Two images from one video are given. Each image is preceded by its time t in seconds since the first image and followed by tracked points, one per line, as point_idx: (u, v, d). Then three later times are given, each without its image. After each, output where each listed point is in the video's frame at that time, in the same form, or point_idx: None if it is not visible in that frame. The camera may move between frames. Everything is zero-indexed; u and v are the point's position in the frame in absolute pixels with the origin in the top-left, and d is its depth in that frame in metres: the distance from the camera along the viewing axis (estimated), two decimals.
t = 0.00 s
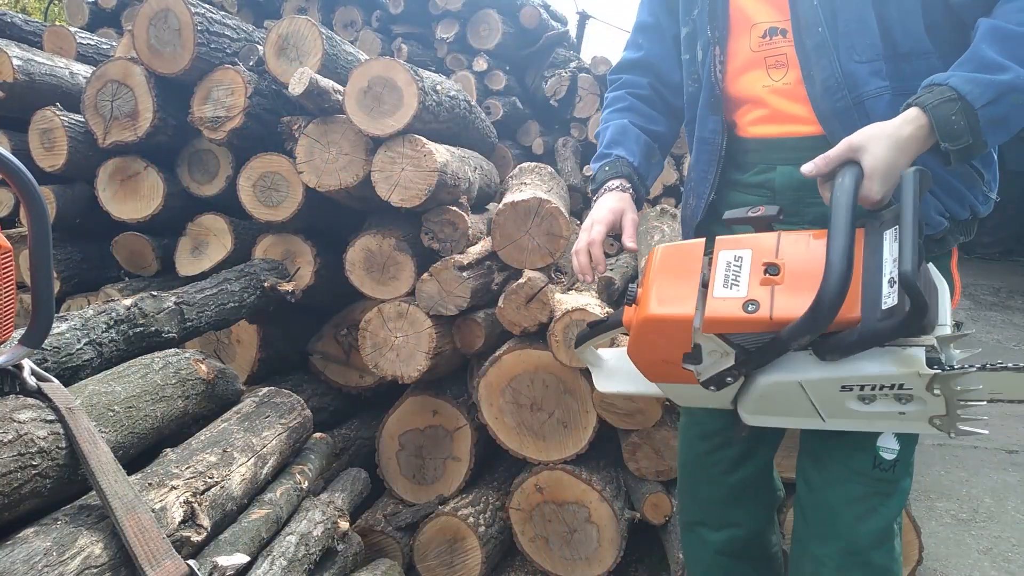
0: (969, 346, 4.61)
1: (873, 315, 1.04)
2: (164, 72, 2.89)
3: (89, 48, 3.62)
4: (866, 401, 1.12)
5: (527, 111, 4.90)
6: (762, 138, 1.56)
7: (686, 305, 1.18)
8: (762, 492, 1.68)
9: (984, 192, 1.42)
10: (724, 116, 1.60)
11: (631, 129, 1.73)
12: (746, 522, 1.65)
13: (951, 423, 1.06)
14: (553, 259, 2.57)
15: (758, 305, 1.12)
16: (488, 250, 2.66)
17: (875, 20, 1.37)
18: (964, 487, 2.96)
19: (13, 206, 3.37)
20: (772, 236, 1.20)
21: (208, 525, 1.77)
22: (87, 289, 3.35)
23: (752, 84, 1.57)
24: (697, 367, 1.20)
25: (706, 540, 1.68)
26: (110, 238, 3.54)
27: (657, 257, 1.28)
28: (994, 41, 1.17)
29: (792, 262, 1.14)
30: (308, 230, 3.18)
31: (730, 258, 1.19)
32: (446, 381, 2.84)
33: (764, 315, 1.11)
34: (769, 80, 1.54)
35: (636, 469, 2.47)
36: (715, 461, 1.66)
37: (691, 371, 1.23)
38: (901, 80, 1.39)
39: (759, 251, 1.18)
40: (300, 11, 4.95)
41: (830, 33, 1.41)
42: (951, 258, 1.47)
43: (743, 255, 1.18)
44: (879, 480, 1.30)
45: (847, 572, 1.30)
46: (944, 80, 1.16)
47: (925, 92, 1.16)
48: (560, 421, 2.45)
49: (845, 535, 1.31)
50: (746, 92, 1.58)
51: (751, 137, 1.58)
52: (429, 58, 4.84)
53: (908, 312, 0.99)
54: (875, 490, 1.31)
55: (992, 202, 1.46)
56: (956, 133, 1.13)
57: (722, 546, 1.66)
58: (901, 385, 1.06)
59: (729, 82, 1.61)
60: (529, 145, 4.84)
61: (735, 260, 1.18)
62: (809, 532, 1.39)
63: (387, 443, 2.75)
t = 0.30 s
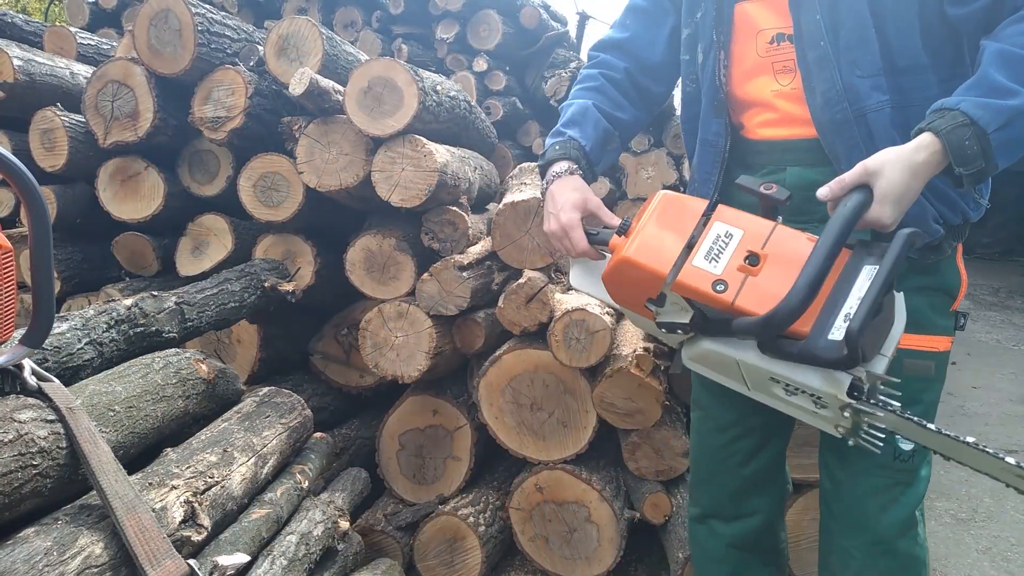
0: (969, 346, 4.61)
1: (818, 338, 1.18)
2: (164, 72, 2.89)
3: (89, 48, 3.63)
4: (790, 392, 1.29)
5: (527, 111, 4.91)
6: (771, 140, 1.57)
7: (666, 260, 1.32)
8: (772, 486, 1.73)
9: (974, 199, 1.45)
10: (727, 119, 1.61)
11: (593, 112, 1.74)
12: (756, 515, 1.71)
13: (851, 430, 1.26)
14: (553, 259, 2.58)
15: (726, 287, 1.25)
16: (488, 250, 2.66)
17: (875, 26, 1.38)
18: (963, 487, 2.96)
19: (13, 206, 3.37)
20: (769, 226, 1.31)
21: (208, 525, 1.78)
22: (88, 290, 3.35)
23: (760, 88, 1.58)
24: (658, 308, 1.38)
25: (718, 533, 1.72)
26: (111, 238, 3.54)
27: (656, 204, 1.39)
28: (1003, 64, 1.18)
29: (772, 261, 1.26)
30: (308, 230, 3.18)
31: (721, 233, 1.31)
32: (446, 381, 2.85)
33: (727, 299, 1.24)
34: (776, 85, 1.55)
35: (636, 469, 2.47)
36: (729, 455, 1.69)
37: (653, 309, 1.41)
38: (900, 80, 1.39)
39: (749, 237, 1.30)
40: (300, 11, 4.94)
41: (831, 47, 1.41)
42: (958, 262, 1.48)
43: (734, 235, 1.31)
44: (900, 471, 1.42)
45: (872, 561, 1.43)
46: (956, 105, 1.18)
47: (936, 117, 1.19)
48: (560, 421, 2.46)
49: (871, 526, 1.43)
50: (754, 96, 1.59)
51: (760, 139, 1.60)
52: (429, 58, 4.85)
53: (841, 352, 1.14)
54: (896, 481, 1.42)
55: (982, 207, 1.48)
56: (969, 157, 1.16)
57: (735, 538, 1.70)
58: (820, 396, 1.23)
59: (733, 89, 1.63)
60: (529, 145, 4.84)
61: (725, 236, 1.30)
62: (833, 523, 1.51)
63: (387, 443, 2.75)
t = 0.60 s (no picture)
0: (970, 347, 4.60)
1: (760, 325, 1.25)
2: (163, 71, 2.88)
3: (88, 48, 3.62)
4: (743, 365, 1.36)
5: (527, 111, 4.90)
6: (787, 135, 1.62)
7: (664, 205, 1.42)
8: (780, 490, 1.72)
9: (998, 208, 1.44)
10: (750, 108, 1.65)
11: (616, 66, 1.84)
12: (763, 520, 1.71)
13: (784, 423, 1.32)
14: (553, 259, 2.57)
15: (704, 247, 1.35)
16: (488, 250, 2.65)
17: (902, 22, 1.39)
18: (965, 487, 2.96)
19: (13, 206, 3.37)
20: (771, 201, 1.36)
21: (208, 525, 1.77)
22: (87, 290, 3.34)
23: (778, 79, 1.61)
24: (653, 248, 1.50)
25: (723, 536, 1.73)
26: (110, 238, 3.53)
27: (684, 150, 1.48)
28: (1020, 72, 1.21)
29: (757, 237, 1.32)
30: (308, 230, 3.18)
31: (725, 195, 1.38)
32: (446, 381, 2.84)
33: (700, 257, 1.34)
34: (796, 77, 1.58)
35: (637, 469, 2.46)
36: (736, 460, 1.69)
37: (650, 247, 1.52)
38: (904, 78, 1.39)
39: (747, 207, 1.36)
40: (299, 11, 4.93)
41: (858, 40, 1.43)
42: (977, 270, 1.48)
43: (736, 200, 1.37)
44: (911, 483, 1.48)
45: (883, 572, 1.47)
46: (971, 112, 1.19)
47: (951, 123, 1.20)
48: (560, 421, 2.45)
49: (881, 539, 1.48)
50: (773, 88, 1.62)
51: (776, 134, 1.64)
52: (428, 58, 4.84)
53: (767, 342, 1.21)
54: (908, 493, 1.48)
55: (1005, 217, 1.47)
56: (982, 166, 1.17)
57: (741, 542, 1.71)
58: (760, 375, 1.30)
59: (756, 77, 1.65)
60: (529, 145, 4.84)
61: (725, 199, 1.38)
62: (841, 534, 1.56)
63: (387, 443, 2.74)
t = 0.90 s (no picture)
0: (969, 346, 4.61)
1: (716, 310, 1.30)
2: (163, 71, 2.88)
3: (88, 48, 3.62)
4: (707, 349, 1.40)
5: (527, 111, 4.90)
6: (797, 133, 1.63)
7: (653, 180, 1.47)
8: (788, 495, 1.72)
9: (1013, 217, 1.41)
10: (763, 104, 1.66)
11: (644, 42, 1.87)
12: (769, 523, 1.71)
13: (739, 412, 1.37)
14: (553, 259, 2.57)
15: (681, 229, 1.39)
16: (488, 250, 2.65)
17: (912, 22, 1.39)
18: (965, 487, 2.96)
19: (13, 206, 3.37)
20: (757, 192, 1.38)
21: (208, 525, 1.77)
22: (87, 290, 3.34)
23: (788, 76, 1.62)
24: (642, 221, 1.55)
25: (728, 537, 1.74)
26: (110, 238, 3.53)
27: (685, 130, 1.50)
28: (1015, 80, 1.20)
29: (734, 224, 1.35)
30: (308, 230, 3.18)
31: (713, 179, 1.41)
32: (446, 381, 2.85)
33: (676, 237, 1.39)
34: (807, 74, 1.59)
35: (637, 469, 2.46)
36: (742, 462, 1.69)
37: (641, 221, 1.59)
38: (908, 78, 1.40)
39: (731, 195, 1.38)
40: (299, 10, 4.92)
41: (865, 38, 1.44)
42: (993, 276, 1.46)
43: (723, 185, 1.40)
44: (919, 494, 1.49)
45: None
46: (959, 120, 1.19)
47: (939, 130, 1.20)
48: (560, 421, 2.45)
49: (887, 552, 1.52)
50: (785, 85, 1.63)
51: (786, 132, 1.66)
52: (429, 58, 4.84)
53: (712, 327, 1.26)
54: (917, 504, 1.50)
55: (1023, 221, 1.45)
56: (966, 177, 1.17)
57: (747, 544, 1.72)
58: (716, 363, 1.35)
59: (769, 73, 1.66)
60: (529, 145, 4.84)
61: (711, 184, 1.41)
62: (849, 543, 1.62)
63: (387, 444, 2.74)
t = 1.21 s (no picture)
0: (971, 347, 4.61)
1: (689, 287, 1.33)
2: (162, 70, 2.87)
3: (87, 47, 3.61)
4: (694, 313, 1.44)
5: (528, 110, 4.89)
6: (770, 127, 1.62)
7: (651, 135, 1.47)
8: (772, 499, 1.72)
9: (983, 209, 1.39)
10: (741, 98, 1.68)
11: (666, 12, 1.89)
12: (756, 527, 1.70)
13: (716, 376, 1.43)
14: (553, 259, 2.56)
15: (669, 191, 1.41)
16: (488, 250, 2.64)
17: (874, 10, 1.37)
18: (966, 488, 2.95)
19: (12, 206, 3.36)
20: (751, 162, 1.34)
21: (208, 526, 1.76)
22: (86, 290, 3.33)
23: (760, 69, 1.62)
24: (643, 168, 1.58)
25: (716, 542, 1.73)
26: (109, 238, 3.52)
27: (690, 86, 1.47)
28: (993, 53, 1.17)
29: (721, 194, 1.34)
30: (307, 229, 3.17)
31: (710, 142, 1.39)
32: (446, 381, 2.84)
33: (663, 199, 1.42)
34: (779, 65, 1.59)
35: (637, 470, 2.45)
36: (727, 465, 1.68)
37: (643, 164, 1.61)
38: (867, 64, 1.36)
39: (722, 162, 1.36)
40: (300, 10, 4.91)
41: (830, 27, 1.40)
42: (965, 268, 1.43)
43: (718, 149, 1.37)
44: (887, 495, 1.47)
45: None
46: (940, 97, 1.17)
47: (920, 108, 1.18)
48: (560, 421, 2.44)
49: (856, 552, 1.50)
50: (758, 78, 1.63)
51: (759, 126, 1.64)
52: (429, 57, 4.83)
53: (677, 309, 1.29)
54: (885, 505, 1.47)
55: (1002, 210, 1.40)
56: (957, 152, 1.14)
57: (732, 547, 1.70)
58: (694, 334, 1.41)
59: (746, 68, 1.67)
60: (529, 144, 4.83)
61: (705, 148, 1.39)
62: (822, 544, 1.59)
63: (387, 444, 2.73)
